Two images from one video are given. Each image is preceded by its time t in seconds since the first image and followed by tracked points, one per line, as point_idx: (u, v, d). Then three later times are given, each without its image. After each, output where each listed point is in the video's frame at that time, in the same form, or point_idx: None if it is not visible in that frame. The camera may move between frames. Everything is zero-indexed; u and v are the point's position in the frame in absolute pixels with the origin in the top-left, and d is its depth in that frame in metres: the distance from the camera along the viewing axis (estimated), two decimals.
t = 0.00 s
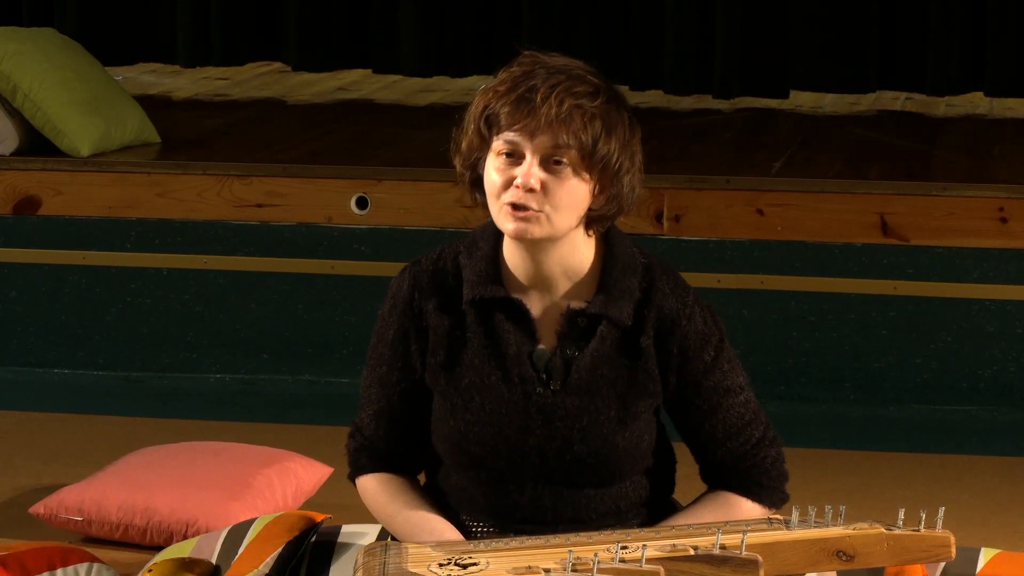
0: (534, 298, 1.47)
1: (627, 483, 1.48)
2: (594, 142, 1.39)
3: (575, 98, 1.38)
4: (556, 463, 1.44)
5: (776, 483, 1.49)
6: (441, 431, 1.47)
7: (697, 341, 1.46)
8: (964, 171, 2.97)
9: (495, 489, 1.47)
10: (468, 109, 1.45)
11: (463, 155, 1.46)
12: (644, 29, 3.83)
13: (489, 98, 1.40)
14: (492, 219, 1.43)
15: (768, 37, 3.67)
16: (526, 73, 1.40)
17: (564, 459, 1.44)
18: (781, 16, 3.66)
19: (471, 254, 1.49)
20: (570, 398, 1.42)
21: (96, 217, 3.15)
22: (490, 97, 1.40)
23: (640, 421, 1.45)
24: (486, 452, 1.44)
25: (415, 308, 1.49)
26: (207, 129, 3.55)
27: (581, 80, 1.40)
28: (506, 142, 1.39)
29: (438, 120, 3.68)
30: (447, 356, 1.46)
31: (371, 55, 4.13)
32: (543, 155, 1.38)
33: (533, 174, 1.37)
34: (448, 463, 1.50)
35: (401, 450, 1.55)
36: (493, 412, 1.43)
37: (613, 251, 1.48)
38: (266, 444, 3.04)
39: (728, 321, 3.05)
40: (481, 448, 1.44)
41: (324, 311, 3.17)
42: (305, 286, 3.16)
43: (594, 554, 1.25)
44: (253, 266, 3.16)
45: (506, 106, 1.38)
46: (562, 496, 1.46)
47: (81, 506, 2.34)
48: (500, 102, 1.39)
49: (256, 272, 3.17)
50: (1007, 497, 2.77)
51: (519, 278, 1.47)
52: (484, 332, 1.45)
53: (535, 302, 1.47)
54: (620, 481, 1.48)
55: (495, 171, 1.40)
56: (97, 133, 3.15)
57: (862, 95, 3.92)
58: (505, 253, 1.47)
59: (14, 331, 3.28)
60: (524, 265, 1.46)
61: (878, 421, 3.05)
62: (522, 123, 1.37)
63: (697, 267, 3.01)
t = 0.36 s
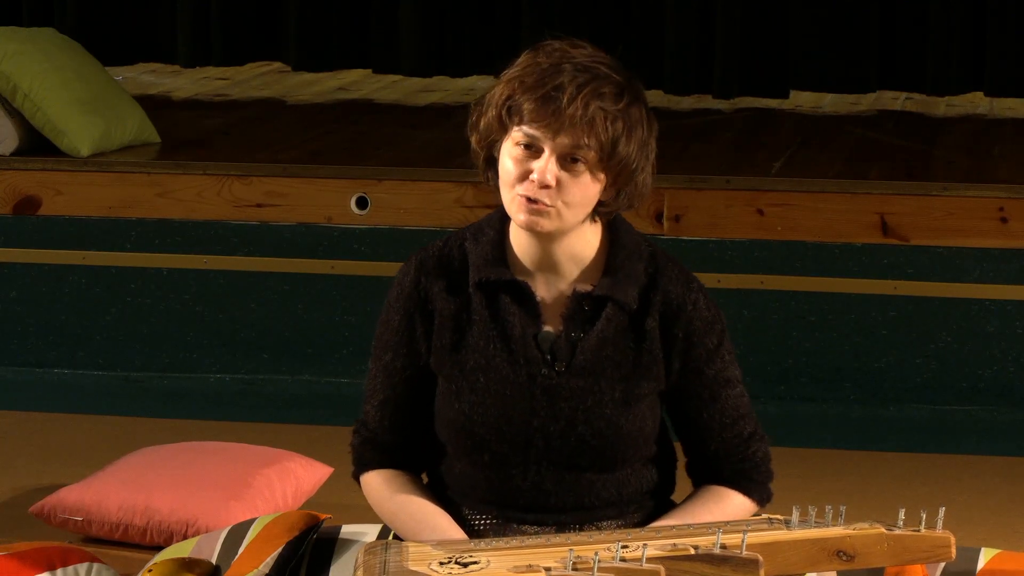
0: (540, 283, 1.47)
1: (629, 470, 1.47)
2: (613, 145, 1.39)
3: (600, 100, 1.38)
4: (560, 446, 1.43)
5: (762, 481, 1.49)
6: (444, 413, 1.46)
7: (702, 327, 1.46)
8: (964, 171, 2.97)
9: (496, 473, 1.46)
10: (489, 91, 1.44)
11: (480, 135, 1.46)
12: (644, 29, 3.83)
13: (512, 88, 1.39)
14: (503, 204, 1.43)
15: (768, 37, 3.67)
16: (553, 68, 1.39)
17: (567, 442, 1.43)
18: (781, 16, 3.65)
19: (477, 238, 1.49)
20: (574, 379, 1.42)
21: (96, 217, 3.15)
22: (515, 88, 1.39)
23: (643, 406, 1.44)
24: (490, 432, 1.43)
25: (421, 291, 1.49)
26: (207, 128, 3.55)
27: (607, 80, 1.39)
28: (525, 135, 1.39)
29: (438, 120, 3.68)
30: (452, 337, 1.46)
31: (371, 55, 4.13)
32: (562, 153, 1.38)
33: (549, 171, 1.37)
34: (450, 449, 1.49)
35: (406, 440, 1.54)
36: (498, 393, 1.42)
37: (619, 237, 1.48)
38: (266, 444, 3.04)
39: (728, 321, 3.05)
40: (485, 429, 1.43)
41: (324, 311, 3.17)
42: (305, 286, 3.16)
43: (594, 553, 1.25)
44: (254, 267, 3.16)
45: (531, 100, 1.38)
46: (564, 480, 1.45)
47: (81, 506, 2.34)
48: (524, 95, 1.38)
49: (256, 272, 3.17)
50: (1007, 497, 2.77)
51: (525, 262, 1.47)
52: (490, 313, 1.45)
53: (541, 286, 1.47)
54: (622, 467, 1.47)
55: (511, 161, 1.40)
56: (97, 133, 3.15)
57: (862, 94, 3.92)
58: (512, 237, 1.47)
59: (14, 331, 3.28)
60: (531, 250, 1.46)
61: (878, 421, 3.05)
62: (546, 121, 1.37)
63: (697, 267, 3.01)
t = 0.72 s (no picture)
0: (543, 276, 1.47)
1: (630, 465, 1.47)
2: (621, 129, 1.40)
3: (608, 85, 1.40)
4: (562, 439, 1.43)
5: (767, 479, 1.48)
6: (447, 407, 1.46)
7: (704, 321, 1.46)
8: (963, 171, 2.97)
9: (498, 467, 1.46)
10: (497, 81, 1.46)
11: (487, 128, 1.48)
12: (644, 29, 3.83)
13: (522, 73, 1.41)
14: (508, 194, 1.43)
15: (767, 37, 3.67)
16: (562, 54, 1.41)
17: (570, 434, 1.43)
18: (781, 16, 3.66)
19: (480, 234, 1.49)
20: (577, 371, 1.42)
21: (96, 217, 3.15)
22: (524, 73, 1.41)
23: (645, 399, 1.45)
24: (493, 425, 1.43)
25: (424, 287, 1.49)
26: (207, 129, 3.55)
27: (614, 68, 1.42)
28: (534, 119, 1.40)
29: (437, 120, 3.68)
30: (455, 331, 1.46)
31: (371, 55, 4.13)
32: (570, 136, 1.39)
33: (557, 154, 1.38)
34: (452, 444, 1.49)
35: (408, 438, 1.54)
36: (501, 384, 1.42)
37: (621, 232, 1.49)
38: (266, 444, 3.04)
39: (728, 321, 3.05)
40: (488, 420, 1.43)
41: (324, 311, 3.17)
42: (305, 286, 3.16)
43: (595, 552, 1.25)
44: (254, 267, 3.16)
45: (540, 84, 1.39)
46: (567, 474, 1.45)
47: (82, 506, 2.34)
48: (533, 80, 1.40)
49: (257, 272, 3.17)
50: (1007, 498, 2.77)
51: (527, 255, 1.47)
52: (492, 307, 1.45)
53: (543, 280, 1.47)
54: (624, 461, 1.46)
55: (519, 147, 1.40)
56: (97, 133, 3.15)
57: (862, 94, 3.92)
58: (514, 231, 1.48)
59: (14, 331, 3.28)
60: (534, 243, 1.46)
61: (878, 420, 3.05)
62: (555, 103, 1.38)
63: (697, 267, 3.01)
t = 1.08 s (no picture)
0: (546, 274, 1.48)
1: (631, 463, 1.47)
2: (623, 131, 1.40)
3: (608, 87, 1.40)
4: (564, 436, 1.43)
5: (765, 479, 1.49)
6: (449, 404, 1.46)
7: (705, 319, 1.47)
8: (963, 171, 2.97)
9: (500, 465, 1.46)
10: (498, 83, 1.46)
11: (489, 130, 1.48)
12: (644, 29, 3.84)
13: (522, 77, 1.41)
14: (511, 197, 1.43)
15: (768, 37, 3.67)
16: (562, 56, 1.41)
17: (572, 432, 1.43)
18: (781, 16, 3.66)
19: (483, 232, 1.50)
20: (579, 368, 1.42)
21: (96, 217, 3.15)
22: (524, 76, 1.41)
23: (647, 396, 1.45)
24: (495, 422, 1.43)
25: (426, 284, 1.49)
26: (207, 129, 3.55)
27: (614, 69, 1.42)
28: (535, 122, 1.40)
29: (438, 120, 3.68)
30: (458, 328, 1.47)
31: (371, 55, 4.13)
32: (571, 139, 1.39)
33: (559, 157, 1.38)
34: (453, 442, 1.48)
35: (409, 436, 1.54)
36: (503, 381, 1.43)
37: (624, 232, 1.49)
38: (266, 443, 3.04)
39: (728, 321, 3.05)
40: (489, 417, 1.43)
41: (324, 311, 3.17)
42: (305, 286, 3.16)
43: (595, 552, 1.25)
44: (253, 267, 3.16)
45: (541, 88, 1.39)
46: (568, 472, 1.45)
47: (81, 506, 2.35)
48: (534, 83, 1.40)
49: (256, 272, 3.16)
50: (1007, 498, 2.77)
51: (530, 253, 1.48)
52: (495, 304, 1.45)
53: (546, 278, 1.48)
54: (625, 459, 1.46)
55: (521, 151, 1.40)
56: (97, 133, 3.16)
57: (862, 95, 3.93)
58: (518, 231, 1.48)
59: (14, 331, 3.28)
60: (538, 242, 1.47)
61: (878, 420, 3.05)
62: (556, 106, 1.38)
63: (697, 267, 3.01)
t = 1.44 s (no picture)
0: (548, 272, 1.48)
1: (632, 463, 1.47)
2: (621, 133, 1.40)
3: (606, 90, 1.39)
4: (565, 435, 1.43)
5: (765, 480, 1.48)
6: (449, 402, 1.46)
7: (706, 318, 1.47)
8: (963, 171, 2.97)
9: (501, 463, 1.45)
10: (495, 87, 1.45)
11: (488, 132, 1.48)
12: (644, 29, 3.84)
13: (519, 82, 1.41)
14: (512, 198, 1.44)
15: (768, 36, 3.67)
16: (558, 59, 1.40)
17: (573, 430, 1.43)
18: (781, 16, 3.66)
19: (484, 230, 1.50)
20: (581, 366, 1.42)
21: (96, 217, 3.15)
22: (521, 81, 1.40)
23: (648, 395, 1.45)
24: (496, 421, 1.43)
25: (428, 283, 1.49)
26: (207, 129, 3.55)
27: (610, 70, 1.41)
28: (533, 127, 1.40)
29: (437, 120, 3.68)
30: (460, 326, 1.47)
31: (371, 55, 4.13)
32: (570, 142, 1.39)
33: (559, 161, 1.38)
34: (453, 441, 1.48)
35: (410, 435, 1.54)
36: (504, 378, 1.42)
37: (625, 232, 1.50)
38: (266, 443, 3.04)
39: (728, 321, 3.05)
40: (490, 415, 1.43)
41: (324, 312, 3.17)
42: (305, 286, 3.16)
43: (595, 552, 1.25)
44: (253, 267, 3.16)
45: (538, 93, 1.39)
46: (569, 470, 1.45)
47: (81, 506, 2.35)
48: (531, 88, 1.40)
49: (256, 272, 3.16)
50: (1007, 498, 2.77)
51: (533, 252, 1.48)
52: (496, 301, 1.45)
53: (548, 276, 1.48)
54: (626, 458, 1.46)
55: (520, 155, 1.40)
56: (97, 133, 3.16)
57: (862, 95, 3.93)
58: (520, 228, 1.49)
59: (13, 330, 3.28)
60: (540, 240, 1.47)
61: (878, 420, 3.05)
62: (553, 111, 1.38)
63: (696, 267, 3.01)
